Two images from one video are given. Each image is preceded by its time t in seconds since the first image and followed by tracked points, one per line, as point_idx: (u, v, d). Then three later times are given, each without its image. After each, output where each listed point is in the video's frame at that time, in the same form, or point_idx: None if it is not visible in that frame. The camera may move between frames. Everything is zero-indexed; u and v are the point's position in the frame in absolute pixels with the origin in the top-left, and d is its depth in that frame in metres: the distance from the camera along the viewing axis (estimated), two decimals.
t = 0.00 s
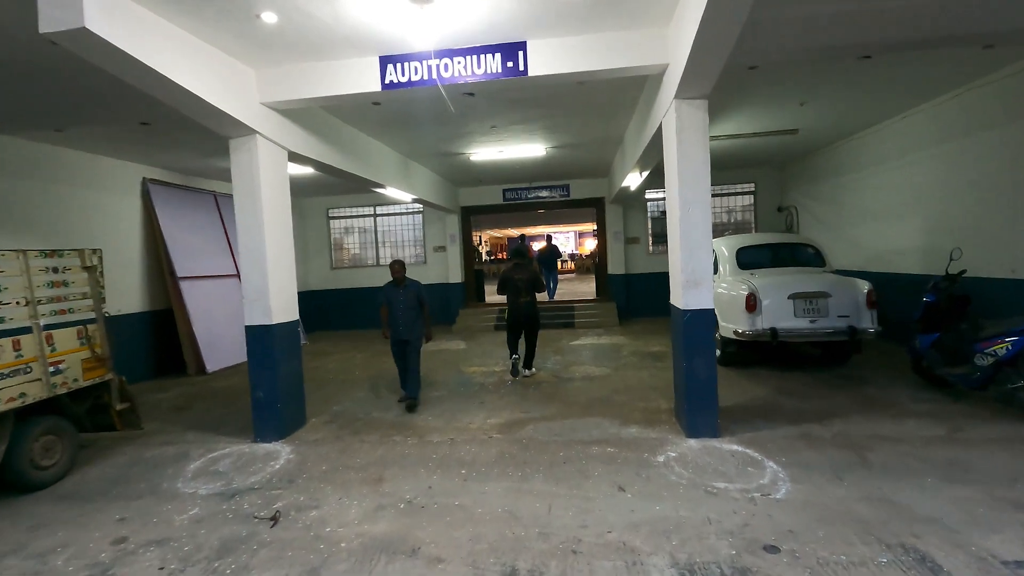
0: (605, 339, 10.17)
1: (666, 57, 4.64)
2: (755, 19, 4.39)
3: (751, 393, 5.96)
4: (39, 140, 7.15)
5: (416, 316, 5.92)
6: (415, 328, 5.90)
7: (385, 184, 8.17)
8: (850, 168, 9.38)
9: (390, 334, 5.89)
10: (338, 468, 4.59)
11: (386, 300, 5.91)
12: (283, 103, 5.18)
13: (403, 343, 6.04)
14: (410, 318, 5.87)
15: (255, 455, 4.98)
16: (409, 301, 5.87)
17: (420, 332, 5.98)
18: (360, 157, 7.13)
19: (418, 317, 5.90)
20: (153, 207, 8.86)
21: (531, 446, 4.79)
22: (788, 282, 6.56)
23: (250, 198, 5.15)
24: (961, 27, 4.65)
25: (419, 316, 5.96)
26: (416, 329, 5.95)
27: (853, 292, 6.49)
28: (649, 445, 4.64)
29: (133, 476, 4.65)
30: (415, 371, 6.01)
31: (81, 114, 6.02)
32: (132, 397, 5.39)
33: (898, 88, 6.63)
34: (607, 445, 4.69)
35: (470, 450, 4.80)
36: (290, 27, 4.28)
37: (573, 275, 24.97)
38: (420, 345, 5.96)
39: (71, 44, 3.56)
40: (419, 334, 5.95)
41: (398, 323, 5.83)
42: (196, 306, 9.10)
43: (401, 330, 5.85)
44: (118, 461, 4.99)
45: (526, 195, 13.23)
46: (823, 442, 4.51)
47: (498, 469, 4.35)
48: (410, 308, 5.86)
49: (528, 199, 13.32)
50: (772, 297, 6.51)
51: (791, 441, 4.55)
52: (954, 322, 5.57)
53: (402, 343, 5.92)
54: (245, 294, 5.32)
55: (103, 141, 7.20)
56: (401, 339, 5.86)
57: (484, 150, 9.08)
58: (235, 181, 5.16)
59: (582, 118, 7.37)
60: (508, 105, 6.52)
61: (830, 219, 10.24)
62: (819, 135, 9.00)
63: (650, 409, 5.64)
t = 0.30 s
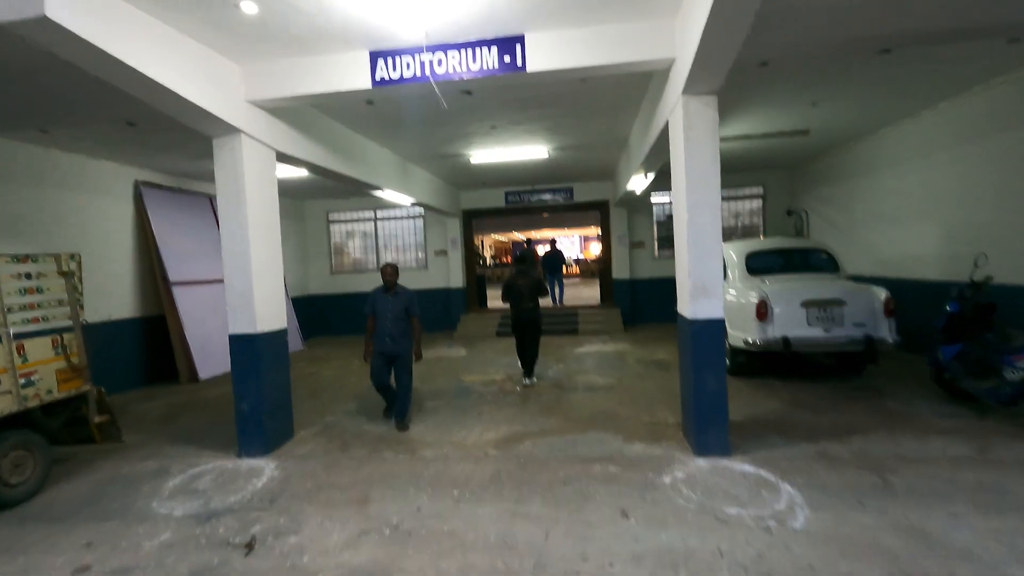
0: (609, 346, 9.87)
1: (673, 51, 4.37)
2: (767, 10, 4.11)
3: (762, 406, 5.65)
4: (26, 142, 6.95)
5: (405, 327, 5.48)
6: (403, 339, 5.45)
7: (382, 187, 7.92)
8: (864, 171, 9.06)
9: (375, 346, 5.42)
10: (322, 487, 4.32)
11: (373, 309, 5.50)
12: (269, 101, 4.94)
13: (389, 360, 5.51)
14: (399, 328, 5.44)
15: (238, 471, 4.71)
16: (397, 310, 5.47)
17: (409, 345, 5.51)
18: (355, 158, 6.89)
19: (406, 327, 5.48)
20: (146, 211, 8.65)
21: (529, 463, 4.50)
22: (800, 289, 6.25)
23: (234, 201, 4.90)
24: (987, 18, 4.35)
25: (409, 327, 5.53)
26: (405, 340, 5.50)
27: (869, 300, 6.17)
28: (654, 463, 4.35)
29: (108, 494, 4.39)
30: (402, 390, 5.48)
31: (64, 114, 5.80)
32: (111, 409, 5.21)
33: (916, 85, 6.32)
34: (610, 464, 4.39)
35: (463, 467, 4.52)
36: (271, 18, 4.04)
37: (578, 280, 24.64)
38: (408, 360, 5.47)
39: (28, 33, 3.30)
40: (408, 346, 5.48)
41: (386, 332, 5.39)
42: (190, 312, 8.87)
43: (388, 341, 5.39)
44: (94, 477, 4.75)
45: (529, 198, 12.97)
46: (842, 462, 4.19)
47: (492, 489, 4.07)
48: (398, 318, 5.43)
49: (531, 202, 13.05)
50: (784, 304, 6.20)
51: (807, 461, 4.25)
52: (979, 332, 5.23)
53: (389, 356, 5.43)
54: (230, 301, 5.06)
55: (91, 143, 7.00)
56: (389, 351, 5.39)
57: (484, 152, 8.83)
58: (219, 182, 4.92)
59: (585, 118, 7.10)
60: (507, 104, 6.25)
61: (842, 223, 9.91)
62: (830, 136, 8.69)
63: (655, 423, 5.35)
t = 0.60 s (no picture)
0: (611, 351, 9.60)
1: (682, 45, 4.10)
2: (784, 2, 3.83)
3: (772, 420, 5.38)
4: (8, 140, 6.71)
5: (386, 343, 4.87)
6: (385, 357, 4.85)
7: (377, 187, 7.65)
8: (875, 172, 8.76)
9: (354, 366, 4.81)
10: (306, 508, 4.07)
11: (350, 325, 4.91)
12: (254, 97, 4.68)
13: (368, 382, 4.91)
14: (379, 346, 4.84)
15: (219, 489, 4.46)
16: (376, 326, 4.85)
17: (391, 364, 4.90)
18: (348, 158, 6.64)
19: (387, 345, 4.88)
20: (134, 211, 8.40)
21: (526, 484, 4.24)
22: (812, 296, 5.98)
23: (216, 203, 4.63)
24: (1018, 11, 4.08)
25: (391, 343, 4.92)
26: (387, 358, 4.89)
27: (885, 307, 5.89)
28: (659, 485, 4.08)
29: (80, 514, 4.14)
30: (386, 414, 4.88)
31: (41, 110, 5.55)
32: (88, 420, 4.93)
33: (935, 83, 6.03)
34: (612, 484, 4.13)
35: (456, 487, 4.26)
36: (253, 8, 3.79)
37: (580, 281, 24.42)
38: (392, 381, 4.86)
39: None
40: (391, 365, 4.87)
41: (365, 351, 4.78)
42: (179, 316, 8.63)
43: (368, 361, 4.78)
44: (66, 494, 4.49)
45: (530, 199, 12.70)
46: (861, 486, 3.93)
47: (486, 513, 3.81)
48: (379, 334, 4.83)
49: (532, 203, 12.78)
50: (795, 312, 5.93)
51: (824, 484, 3.98)
52: (1002, 345, 4.94)
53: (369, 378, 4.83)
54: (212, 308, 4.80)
55: (75, 141, 6.75)
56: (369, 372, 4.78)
57: (483, 151, 8.56)
58: (201, 183, 4.65)
59: (587, 116, 6.82)
60: (506, 101, 6.00)
61: (851, 226, 9.63)
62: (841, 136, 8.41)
63: (659, 438, 5.08)
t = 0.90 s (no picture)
0: (608, 351, 9.27)
1: (691, 19, 3.74)
2: None
3: (782, 425, 5.06)
4: None
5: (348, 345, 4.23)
6: (349, 361, 4.22)
7: (363, 179, 7.26)
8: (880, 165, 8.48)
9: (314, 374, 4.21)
10: (280, 526, 3.70)
11: (307, 327, 4.28)
12: (224, 77, 4.29)
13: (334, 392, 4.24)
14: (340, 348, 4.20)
15: (185, 505, 4.08)
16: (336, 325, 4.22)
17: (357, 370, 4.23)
18: (330, 147, 6.25)
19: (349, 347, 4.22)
20: (107, 205, 7.96)
21: (521, 498, 3.89)
22: (822, 293, 5.65)
23: (182, 193, 4.24)
24: None
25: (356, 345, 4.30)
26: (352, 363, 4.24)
27: (898, 304, 5.59)
28: (666, 498, 3.75)
29: (30, 534, 3.76)
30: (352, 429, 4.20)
31: None
32: (43, 431, 4.59)
33: (949, 68, 5.73)
34: (615, 498, 3.79)
35: (445, 501, 3.91)
36: None
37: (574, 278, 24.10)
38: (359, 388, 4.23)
39: None
40: (357, 370, 4.25)
41: (325, 356, 4.16)
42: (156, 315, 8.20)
43: (329, 367, 4.17)
44: (17, 512, 4.09)
45: (523, 193, 12.35)
46: (885, 498, 3.61)
47: (478, 532, 3.46)
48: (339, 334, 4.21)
49: (526, 198, 12.42)
50: (804, 309, 5.61)
51: (845, 497, 3.66)
52: None
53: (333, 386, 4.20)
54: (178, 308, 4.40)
55: (39, 129, 6.33)
56: (331, 380, 4.17)
57: (475, 143, 8.19)
58: (165, 171, 4.26)
59: (584, 104, 6.48)
60: (499, 86, 5.64)
61: (854, 221, 9.35)
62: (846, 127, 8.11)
63: (664, 445, 4.74)
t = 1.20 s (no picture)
0: (608, 351, 8.96)
1: None
2: None
3: (797, 433, 4.76)
4: None
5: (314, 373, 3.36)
6: (315, 392, 3.36)
7: (352, 174, 6.90)
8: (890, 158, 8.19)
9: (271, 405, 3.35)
10: (255, 552, 3.36)
11: (264, 347, 3.41)
12: (196, 60, 3.94)
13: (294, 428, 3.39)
14: (303, 376, 3.33)
15: (154, 527, 3.74)
16: (300, 346, 3.35)
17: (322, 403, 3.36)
18: (316, 139, 5.90)
19: (315, 374, 3.36)
20: (84, 202, 7.58)
21: (520, 517, 3.57)
22: (836, 292, 5.35)
23: (150, 187, 3.89)
24: None
25: (326, 371, 3.45)
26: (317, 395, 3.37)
27: (917, 303, 5.29)
28: (679, 518, 3.43)
29: None
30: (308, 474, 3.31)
31: None
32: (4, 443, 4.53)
33: (969, 53, 5.43)
34: (622, 518, 3.48)
35: (437, 521, 3.58)
36: None
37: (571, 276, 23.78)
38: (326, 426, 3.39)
39: None
40: (324, 403, 3.39)
41: (284, 385, 3.30)
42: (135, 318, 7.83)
43: (289, 398, 3.30)
44: None
45: (519, 189, 12.02)
46: (918, 517, 3.31)
47: (472, 558, 3.14)
48: (303, 359, 3.34)
49: (522, 193, 12.10)
50: (817, 309, 5.30)
51: (874, 515, 3.35)
52: None
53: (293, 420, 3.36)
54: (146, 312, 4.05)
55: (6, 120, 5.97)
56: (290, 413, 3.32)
57: (470, 136, 7.85)
58: (130, 162, 3.90)
59: (583, 93, 6.15)
60: (493, 73, 5.30)
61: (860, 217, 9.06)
62: (855, 118, 7.81)
63: (672, 456, 4.43)
